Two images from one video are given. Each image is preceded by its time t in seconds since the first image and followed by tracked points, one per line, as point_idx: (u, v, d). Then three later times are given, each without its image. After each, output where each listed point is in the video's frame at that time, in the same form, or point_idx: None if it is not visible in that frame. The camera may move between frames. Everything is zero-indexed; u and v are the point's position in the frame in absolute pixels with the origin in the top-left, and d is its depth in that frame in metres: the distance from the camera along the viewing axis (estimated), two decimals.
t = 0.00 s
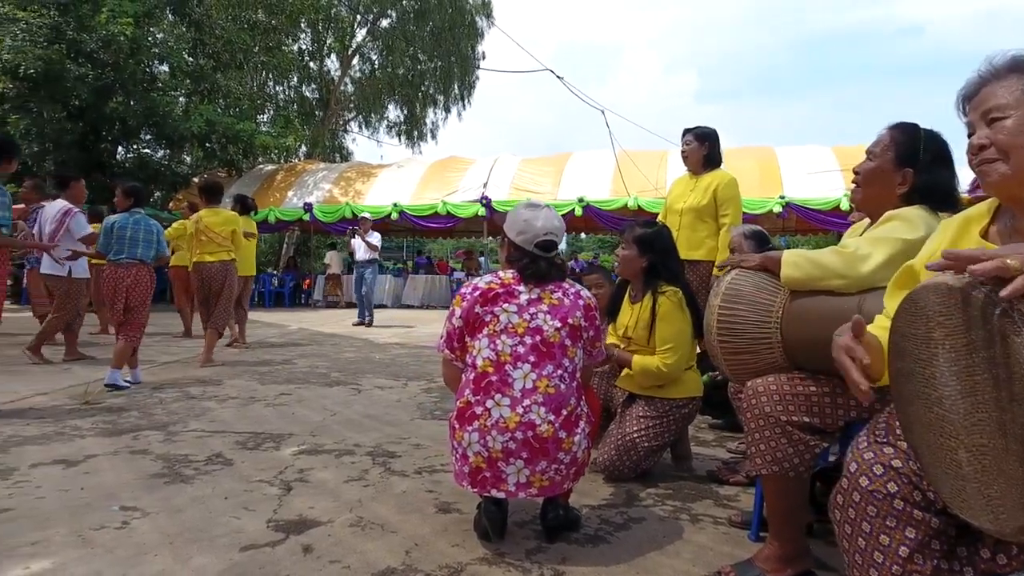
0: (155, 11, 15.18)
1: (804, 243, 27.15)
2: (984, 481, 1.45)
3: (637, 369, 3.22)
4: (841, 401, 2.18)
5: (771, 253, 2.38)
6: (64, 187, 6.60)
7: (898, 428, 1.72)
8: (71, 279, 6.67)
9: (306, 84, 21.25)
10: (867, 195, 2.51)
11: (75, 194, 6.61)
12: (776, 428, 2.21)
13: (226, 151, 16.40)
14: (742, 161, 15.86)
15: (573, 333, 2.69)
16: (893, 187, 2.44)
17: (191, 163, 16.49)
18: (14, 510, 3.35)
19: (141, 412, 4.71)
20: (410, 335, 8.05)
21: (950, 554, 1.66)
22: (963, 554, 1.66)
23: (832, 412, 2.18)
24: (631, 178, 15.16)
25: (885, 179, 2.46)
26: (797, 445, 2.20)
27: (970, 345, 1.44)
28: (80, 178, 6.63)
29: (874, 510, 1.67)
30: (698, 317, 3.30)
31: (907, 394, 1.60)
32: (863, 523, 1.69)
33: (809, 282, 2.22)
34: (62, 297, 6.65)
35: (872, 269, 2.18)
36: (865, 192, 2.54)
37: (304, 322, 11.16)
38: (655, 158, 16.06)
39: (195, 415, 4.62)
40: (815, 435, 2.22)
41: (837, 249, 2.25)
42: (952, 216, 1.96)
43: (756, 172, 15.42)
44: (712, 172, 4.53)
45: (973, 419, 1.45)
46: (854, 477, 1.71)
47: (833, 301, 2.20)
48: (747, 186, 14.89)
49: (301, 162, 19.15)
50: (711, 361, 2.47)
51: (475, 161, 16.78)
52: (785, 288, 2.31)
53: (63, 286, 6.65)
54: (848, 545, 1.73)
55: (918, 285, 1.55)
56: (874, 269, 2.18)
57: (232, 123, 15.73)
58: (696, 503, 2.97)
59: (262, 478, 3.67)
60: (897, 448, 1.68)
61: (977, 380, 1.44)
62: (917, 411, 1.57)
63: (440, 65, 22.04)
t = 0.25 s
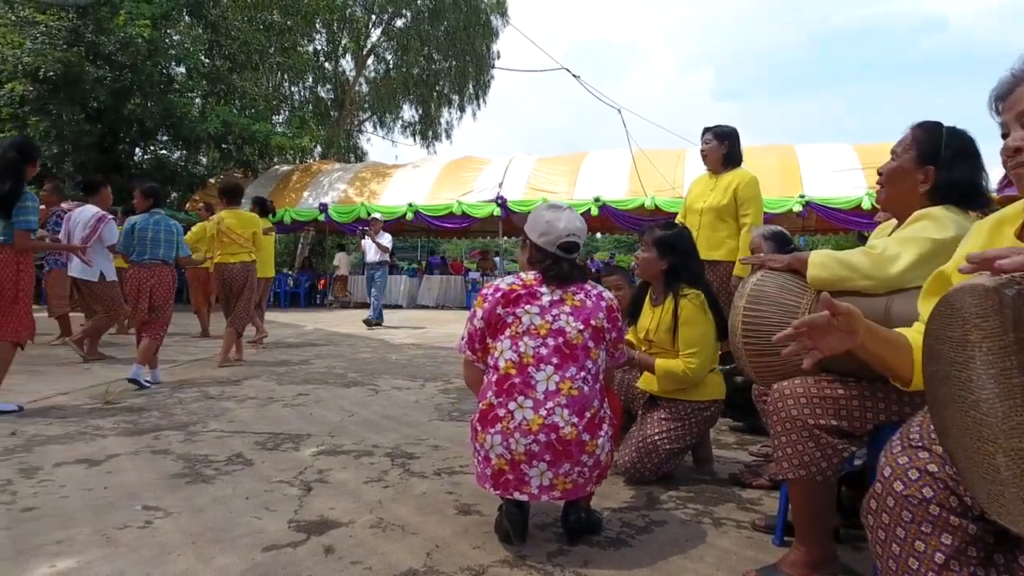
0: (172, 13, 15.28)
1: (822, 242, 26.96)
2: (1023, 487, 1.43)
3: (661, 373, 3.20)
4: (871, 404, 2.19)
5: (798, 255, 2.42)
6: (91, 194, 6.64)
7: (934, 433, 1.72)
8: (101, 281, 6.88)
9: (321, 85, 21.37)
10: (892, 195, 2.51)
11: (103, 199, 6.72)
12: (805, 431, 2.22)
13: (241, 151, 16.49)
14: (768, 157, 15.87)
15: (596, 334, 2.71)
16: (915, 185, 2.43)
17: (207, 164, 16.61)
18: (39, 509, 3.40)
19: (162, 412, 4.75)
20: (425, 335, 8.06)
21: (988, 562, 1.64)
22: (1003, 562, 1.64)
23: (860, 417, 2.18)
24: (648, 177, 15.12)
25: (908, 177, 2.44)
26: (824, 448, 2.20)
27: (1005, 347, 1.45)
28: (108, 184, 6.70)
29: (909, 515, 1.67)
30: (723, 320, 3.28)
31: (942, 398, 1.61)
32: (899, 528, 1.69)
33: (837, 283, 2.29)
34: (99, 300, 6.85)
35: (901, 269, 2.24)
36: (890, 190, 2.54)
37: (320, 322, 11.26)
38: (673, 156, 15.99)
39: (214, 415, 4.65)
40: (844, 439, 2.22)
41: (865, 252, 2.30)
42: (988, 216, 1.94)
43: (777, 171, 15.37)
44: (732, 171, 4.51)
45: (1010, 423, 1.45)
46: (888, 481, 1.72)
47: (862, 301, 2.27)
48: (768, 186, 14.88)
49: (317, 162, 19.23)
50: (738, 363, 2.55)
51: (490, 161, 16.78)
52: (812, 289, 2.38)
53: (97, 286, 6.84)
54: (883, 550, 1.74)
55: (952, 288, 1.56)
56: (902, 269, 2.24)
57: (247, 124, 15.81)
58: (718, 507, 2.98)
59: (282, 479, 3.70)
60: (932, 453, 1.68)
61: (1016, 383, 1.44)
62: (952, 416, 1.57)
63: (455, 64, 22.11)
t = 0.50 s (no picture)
0: (189, 14, 15.29)
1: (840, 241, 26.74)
2: None
3: (675, 371, 3.20)
4: (901, 407, 2.20)
5: (822, 255, 2.41)
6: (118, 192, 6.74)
7: (968, 439, 1.73)
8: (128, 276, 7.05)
9: (336, 85, 21.48)
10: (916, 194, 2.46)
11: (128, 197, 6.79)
12: (832, 435, 2.24)
13: (257, 151, 16.57)
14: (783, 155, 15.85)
15: (619, 336, 2.73)
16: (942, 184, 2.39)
17: (223, 165, 16.72)
18: (64, 508, 3.46)
19: (181, 412, 4.80)
20: (442, 336, 8.07)
21: None
22: None
23: (890, 420, 2.20)
24: (665, 176, 15.07)
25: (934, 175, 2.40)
26: (852, 452, 2.23)
27: None
28: (134, 181, 6.80)
29: (943, 521, 1.68)
30: (743, 320, 3.27)
31: (977, 403, 1.62)
32: (932, 535, 1.70)
33: (867, 285, 2.25)
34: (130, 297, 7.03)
35: (931, 272, 2.20)
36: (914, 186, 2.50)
37: (336, 321, 11.35)
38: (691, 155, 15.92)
39: (233, 415, 4.69)
40: (871, 443, 2.25)
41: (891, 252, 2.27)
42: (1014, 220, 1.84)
43: (795, 170, 15.35)
44: (753, 170, 4.50)
45: None
46: (921, 487, 1.73)
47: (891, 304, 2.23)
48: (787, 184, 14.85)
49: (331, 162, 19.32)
50: (762, 365, 2.55)
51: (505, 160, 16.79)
52: (838, 291, 2.34)
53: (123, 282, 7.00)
54: (915, 557, 1.75)
55: (992, 292, 1.58)
56: (932, 272, 2.20)
57: (263, 124, 15.85)
58: (741, 511, 2.98)
59: (302, 479, 3.73)
60: (967, 458, 1.69)
61: None
62: (988, 421, 1.57)
63: (470, 63, 22.18)
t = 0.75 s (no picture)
0: (206, 16, 15.35)
1: (861, 240, 26.52)
2: None
3: (695, 371, 3.22)
4: (932, 413, 2.21)
5: (852, 256, 2.43)
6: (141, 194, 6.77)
7: (1007, 443, 1.72)
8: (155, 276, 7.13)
9: (352, 85, 21.59)
10: (943, 195, 2.43)
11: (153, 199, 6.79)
12: (862, 439, 2.28)
13: (274, 152, 16.65)
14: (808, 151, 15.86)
15: (643, 338, 2.74)
16: (968, 184, 2.36)
17: (240, 165, 16.85)
18: (91, 506, 3.52)
19: (202, 412, 4.84)
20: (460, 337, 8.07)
21: None
22: None
23: (921, 424, 2.22)
24: (684, 175, 15.02)
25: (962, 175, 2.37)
26: (883, 456, 2.27)
27: None
28: (157, 183, 6.79)
29: (984, 527, 1.68)
30: (766, 321, 3.26)
31: (1020, 407, 1.60)
32: (971, 541, 1.71)
33: (899, 287, 2.23)
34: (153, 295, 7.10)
35: (965, 273, 2.14)
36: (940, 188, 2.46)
37: (352, 321, 11.42)
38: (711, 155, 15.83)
39: (254, 415, 4.73)
40: (903, 447, 2.27)
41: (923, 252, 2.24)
42: None
43: (817, 168, 15.30)
44: (776, 168, 4.46)
45: None
46: (960, 492, 1.73)
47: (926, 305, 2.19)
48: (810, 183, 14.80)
49: (347, 162, 19.41)
50: (792, 367, 2.59)
51: (522, 160, 16.78)
52: (868, 293, 2.35)
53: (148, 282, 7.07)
54: (954, 563, 1.76)
55: None
56: (967, 272, 2.15)
57: (279, 125, 15.86)
58: (767, 515, 2.99)
59: (323, 480, 3.76)
60: (1006, 463, 1.68)
61: None
62: None
63: (486, 62, 22.30)
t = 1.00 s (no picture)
0: (224, 18, 15.55)
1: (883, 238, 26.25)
2: None
3: (726, 374, 3.20)
4: (967, 416, 2.19)
5: (884, 257, 2.42)
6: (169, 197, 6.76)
7: None
8: (183, 276, 7.18)
9: (370, 85, 21.65)
10: (977, 194, 2.41)
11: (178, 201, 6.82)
12: (895, 443, 2.25)
13: (292, 152, 16.73)
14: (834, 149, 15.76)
15: (669, 339, 2.73)
16: (1002, 182, 2.34)
17: (259, 166, 16.94)
18: (117, 505, 3.58)
19: (225, 412, 4.88)
20: (479, 338, 8.07)
21: None
22: None
23: (956, 428, 2.20)
24: (706, 174, 14.96)
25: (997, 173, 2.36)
26: (917, 460, 2.24)
27: None
28: (183, 185, 6.77)
29: None
30: (795, 322, 3.26)
31: None
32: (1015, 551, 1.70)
33: (934, 287, 2.22)
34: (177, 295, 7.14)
35: (1005, 273, 2.12)
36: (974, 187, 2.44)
37: (370, 322, 11.45)
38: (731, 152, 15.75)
39: (276, 415, 4.76)
40: (937, 452, 2.25)
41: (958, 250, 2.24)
42: None
43: (844, 166, 15.22)
44: (802, 167, 4.43)
45: None
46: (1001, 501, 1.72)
47: (964, 307, 2.18)
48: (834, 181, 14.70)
49: (366, 162, 19.46)
50: (822, 369, 2.58)
51: (540, 160, 16.78)
52: (902, 293, 2.34)
53: (175, 282, 7.11)
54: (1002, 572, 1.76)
55: None
56: (1006, 272, 2.12)
57: (298, 125, 15.96)
58: (795, 519, 2.98)
59: (346, 480, 3.78)
60: None
61: None
62: None
63: (504, 61, 22.33)
